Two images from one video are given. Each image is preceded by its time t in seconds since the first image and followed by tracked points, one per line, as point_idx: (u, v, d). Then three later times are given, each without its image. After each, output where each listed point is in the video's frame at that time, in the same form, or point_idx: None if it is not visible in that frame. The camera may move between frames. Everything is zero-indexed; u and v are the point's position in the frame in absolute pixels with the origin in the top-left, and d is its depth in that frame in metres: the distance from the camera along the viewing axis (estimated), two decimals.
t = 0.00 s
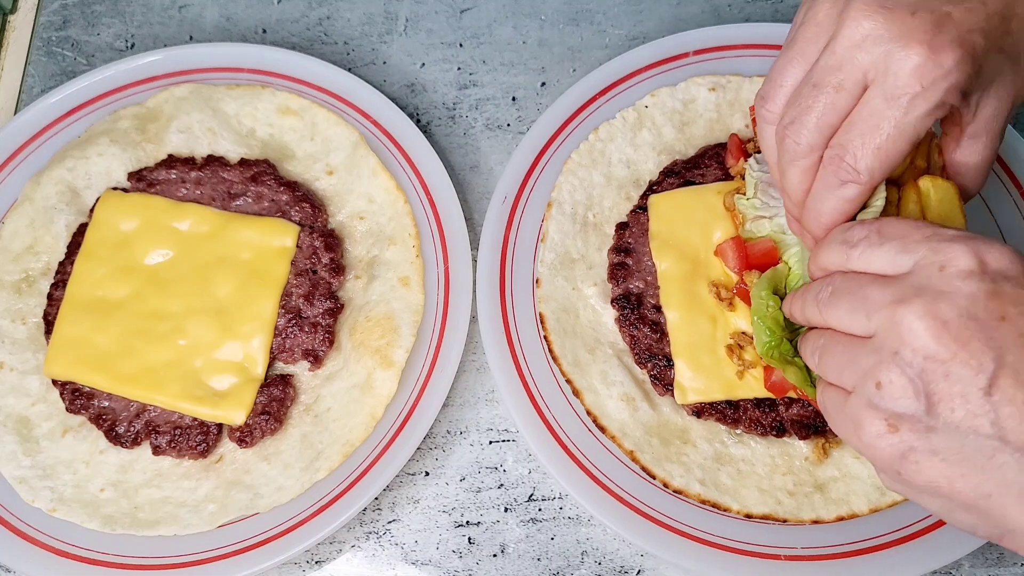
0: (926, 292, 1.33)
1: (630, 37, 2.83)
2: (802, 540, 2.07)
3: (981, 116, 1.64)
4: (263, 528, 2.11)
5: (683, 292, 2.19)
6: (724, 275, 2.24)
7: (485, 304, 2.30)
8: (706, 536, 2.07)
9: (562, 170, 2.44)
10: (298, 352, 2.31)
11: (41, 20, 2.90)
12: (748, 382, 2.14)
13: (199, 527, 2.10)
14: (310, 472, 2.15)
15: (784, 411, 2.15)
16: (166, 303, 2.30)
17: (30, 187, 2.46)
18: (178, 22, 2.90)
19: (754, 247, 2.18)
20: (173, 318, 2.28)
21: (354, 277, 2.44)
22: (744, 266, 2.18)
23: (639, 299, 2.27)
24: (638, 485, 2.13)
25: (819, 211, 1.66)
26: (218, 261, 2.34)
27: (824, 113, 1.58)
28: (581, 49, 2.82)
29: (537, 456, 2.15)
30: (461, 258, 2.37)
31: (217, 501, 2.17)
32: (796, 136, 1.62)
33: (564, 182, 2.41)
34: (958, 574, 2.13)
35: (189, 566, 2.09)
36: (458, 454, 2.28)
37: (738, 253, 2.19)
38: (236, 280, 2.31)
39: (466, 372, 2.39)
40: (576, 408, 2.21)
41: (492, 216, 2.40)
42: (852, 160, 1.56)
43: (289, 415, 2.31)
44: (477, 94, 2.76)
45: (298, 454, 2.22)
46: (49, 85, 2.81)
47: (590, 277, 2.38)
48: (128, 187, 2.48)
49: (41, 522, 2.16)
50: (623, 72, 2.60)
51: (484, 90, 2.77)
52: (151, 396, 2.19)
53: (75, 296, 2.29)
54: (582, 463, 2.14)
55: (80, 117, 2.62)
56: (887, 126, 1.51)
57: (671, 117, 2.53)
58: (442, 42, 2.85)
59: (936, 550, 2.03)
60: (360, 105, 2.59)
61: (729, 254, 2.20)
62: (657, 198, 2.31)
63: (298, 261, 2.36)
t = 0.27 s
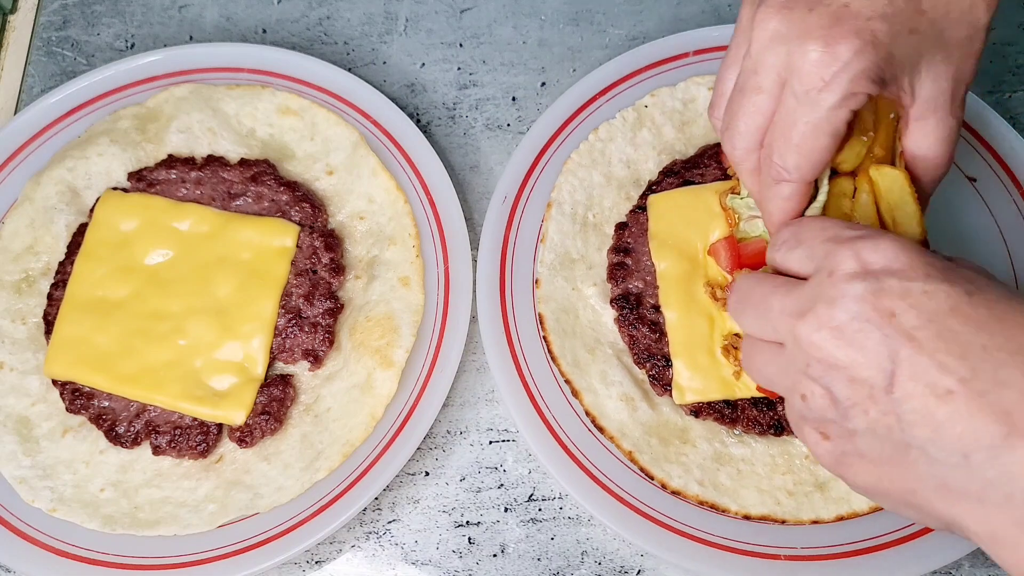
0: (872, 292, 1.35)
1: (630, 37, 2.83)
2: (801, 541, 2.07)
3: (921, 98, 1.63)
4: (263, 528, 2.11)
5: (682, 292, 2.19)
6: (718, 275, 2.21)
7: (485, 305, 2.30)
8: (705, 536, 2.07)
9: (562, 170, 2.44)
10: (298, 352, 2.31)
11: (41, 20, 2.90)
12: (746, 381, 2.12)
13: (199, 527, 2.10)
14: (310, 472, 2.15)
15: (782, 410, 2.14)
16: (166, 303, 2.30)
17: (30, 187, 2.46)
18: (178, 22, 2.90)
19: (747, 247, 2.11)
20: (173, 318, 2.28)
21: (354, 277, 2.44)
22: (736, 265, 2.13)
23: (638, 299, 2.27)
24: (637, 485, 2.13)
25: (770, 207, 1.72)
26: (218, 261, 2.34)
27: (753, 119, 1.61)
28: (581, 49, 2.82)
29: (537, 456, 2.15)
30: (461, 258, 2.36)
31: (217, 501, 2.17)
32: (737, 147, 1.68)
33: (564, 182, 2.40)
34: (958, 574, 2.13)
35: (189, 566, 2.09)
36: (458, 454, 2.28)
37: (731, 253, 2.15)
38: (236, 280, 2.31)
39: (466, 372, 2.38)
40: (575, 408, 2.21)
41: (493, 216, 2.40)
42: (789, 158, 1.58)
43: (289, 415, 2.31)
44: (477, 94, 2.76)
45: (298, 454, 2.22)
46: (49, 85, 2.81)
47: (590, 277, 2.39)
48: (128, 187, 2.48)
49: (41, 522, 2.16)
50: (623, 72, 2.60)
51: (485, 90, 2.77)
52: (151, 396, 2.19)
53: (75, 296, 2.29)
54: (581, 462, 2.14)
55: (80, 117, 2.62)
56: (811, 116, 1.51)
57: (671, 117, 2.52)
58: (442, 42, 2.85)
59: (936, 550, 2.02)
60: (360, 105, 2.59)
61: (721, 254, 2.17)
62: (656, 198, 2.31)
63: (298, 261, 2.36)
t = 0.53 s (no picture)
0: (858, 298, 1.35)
1: (630, 37, 2.83)
2: (800, 541, 2.06)
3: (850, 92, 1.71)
4: (263, 528, 2.11)
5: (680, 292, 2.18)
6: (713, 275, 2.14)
7: (485, 305, 2.30)
8: (705, 536, 2.07)
9: (562, 170, 2.44)
10: (298, 352, 2.31)
11: (41, 20, 2.90)
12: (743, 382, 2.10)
13: (199, 527, 2.10)
14: (310, 472, 2.15)
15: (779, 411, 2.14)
16: (166, 303, 2.30)
17: (30, 187, 2.46)
18: (178, 22, 2.90)
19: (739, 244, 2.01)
20: (173, 319, 2.28)
21: (354, 277, 2.44)
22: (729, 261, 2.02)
23: (637, 299, 2.29)
24: (637, 485, 2.13)
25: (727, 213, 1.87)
26: (218, 261, 2.34)
27: (695, 135, 1.79)
28: (581, 49, 2.82)
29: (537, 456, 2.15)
30: (461, 258, 2.37)
31: (217, 501, 2.17)
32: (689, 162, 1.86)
33: (564, 182, 2.40)
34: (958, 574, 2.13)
35: (189, 566, 2.09)
36: (458, 454, 2.28)
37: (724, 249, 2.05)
38: (236, 280, 2.31)
39: (466, 372, 2.38)
40: (575, 408, 2.21)
41: (493, 216, 2.40)
42: (728, 168, 1.74)
43: (289, 415, 2.31)
44: (477, 94, 2.76)
45: (298, 454, 2.22)
46: (49, 85, 2.81)
47: (590, 277, 2.39)
48: (128, 187, 2.48)
49: (41, 522, 2.16)
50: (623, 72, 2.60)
51: (485, 90, 2.77)
52: (151, 396, 2.19)
53: (75, 295, 2.29)
54: (581, 462, 2.15)
55: (79, 117, 2.62)
56: (737, 125, 1.65)
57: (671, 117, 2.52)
58: (442, 42, 2.85)
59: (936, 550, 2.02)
60: (360, 105, 2.59)
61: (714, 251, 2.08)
62: (654, 198, 2.31)
63: (298, 261, 2.37)
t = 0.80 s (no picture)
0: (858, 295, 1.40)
1: (630, 37, 2.83)
2: (800, 540, 2.07)
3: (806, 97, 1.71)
4: (263, 528, 2.11)
5: (679, 291, 2.19)
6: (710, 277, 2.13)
7: (484, 305, 2.30)
8: (705, 536, 2.07)
9: (562, 170, 2.44)
10: (298, 352, 2.31)
11: (41, 20, 2.90)
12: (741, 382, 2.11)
13: (199, 527, 2.10)
14: (310, 472, 2.15)
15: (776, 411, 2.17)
16: (166, 303, 2.30)
17: (30, 187, 2.46)
18: (178, 22, 2.90)
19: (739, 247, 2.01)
20: (173, 319, 2.28)
21: (354, 277, 2.44)
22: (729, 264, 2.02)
23: (636, 299, 2.29)
24: (637, 485, 2.13)
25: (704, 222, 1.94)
26: (218, 261, 2.33)
27: (664, 154, 1.86)
28: (581, 49, 2.82)
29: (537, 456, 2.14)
30: (461, 258, 2.37)
31: (217, 501, 2.17)
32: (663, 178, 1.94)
33: (564, 182, 2.40)
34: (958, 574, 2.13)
35: (189, 566, 2.09)
36: (458, 454, 2.28)
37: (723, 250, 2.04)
38: (236, 280, 2.31)
39: (466, 372, 2.38)
40: (575, 408, 2.21)
41: (493, 216, 2.40)
42: (697, 185, 1.80)
43: (289, 415, 2.31)
44: (477, 94, 2.76)
45: (298, 454, 2.22)
46: (50, 85, 2.81)
47: (590, 277, 2.39)
48: (128, 187, 2.48)
49: (41, 523, 2.16)
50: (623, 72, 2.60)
51: (484, 90, 2.77)
52: (151, 396, 2.19)
53: (75, 295, 2.29)
54: (581, 462, 2.15)
55: (79, 117, 2.62)
56: (697, 146, 1.73)
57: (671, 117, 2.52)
58: (442, 42, 2.85)
59: (935, 550, 2.02)
60: (360, 105, 2.59)
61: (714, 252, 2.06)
62: (654, 198, 2.32)
63: (298, 261, 2.36)
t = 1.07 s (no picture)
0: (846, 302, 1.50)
1: (631, 37, 2.83)
2: (801, 540, 2.07)
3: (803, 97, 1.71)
4: (263, 528, 2.11)
5: (678, 291, 2.19)
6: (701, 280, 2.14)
7: (484, 305, 2.30)
8: (705, 536, 2.07)
9: (562, 171, 2.44)
10: (298, 352, 2.31)
11: (41, 20, 2.90)
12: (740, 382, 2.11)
13: (199, 527, 2.10)
14: (310, 472, 2.15)
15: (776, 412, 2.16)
16: (166, 303, 2.30)
17: (30, 186, 2.46)
18: (178, 22, 2.90)
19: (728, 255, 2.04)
20: (173, 319, 2.28)
21: (354, 277, 2.44)
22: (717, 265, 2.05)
23: (636, 299, 2.29)
24: (638, 485, 2.13)
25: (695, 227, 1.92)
26: (218, 261, 2.34)
27: (661, 152, 1.88)
28: (581, 49, 2.82)
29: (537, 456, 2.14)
30: (461, 257, 2.37)
31: (217, 500, 2.17)
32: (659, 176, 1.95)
33: (564, 182, 2.41)
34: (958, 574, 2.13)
35: (189, 566, 2.09)
36: (458, 454, 2.28)
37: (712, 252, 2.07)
38: (236, 280, 2.31)
39: (466, 372, 2.38)
40: (575, 407, 2.21)
41: (493, 216, 2.40)
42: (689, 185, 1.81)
43: (289, 415, 2.31)
44: (477, 94, 2.76)
45: (298, 454, 2.22)
46: (49, 85, 2.81)
47: (589, 277, 2.39)
48: (129, 187, 2.48)
49: (42, 523, 2.16)
50: (623, 72, 2.60)
51: (484, 90, 2.77)
52: (151, 396, 2.19)
53: (75, 295, 2.29)
54: (580, 461, 2.15)
55: (79, 117, 2.62)
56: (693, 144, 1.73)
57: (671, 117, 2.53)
58: (442, 42, 2.85)
59: (934, 550, 2.02)
60: (361, 105, 2.59)
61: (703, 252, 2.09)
62: (653, 197, 2.32)
63: (298, 261, 2.36)
